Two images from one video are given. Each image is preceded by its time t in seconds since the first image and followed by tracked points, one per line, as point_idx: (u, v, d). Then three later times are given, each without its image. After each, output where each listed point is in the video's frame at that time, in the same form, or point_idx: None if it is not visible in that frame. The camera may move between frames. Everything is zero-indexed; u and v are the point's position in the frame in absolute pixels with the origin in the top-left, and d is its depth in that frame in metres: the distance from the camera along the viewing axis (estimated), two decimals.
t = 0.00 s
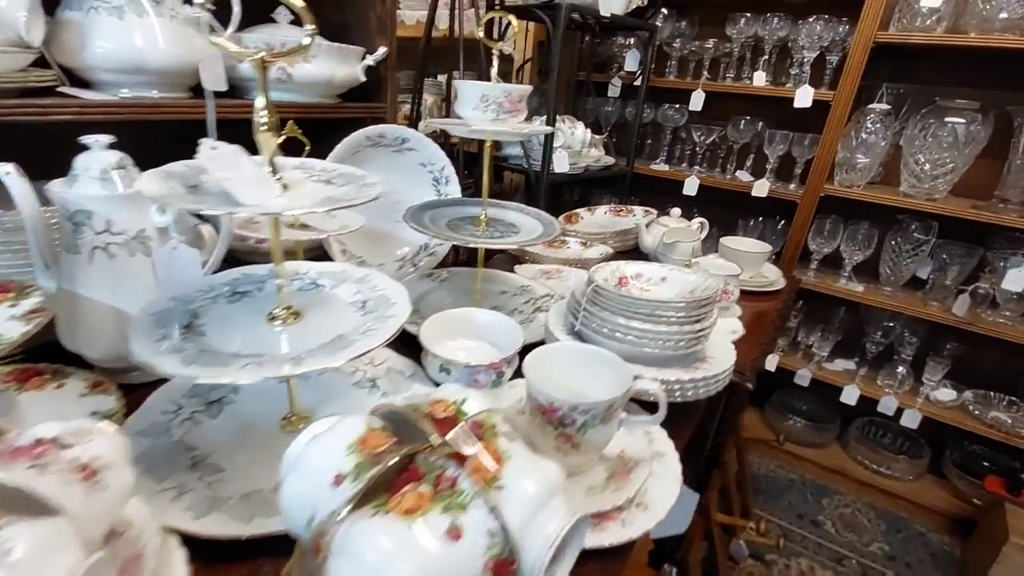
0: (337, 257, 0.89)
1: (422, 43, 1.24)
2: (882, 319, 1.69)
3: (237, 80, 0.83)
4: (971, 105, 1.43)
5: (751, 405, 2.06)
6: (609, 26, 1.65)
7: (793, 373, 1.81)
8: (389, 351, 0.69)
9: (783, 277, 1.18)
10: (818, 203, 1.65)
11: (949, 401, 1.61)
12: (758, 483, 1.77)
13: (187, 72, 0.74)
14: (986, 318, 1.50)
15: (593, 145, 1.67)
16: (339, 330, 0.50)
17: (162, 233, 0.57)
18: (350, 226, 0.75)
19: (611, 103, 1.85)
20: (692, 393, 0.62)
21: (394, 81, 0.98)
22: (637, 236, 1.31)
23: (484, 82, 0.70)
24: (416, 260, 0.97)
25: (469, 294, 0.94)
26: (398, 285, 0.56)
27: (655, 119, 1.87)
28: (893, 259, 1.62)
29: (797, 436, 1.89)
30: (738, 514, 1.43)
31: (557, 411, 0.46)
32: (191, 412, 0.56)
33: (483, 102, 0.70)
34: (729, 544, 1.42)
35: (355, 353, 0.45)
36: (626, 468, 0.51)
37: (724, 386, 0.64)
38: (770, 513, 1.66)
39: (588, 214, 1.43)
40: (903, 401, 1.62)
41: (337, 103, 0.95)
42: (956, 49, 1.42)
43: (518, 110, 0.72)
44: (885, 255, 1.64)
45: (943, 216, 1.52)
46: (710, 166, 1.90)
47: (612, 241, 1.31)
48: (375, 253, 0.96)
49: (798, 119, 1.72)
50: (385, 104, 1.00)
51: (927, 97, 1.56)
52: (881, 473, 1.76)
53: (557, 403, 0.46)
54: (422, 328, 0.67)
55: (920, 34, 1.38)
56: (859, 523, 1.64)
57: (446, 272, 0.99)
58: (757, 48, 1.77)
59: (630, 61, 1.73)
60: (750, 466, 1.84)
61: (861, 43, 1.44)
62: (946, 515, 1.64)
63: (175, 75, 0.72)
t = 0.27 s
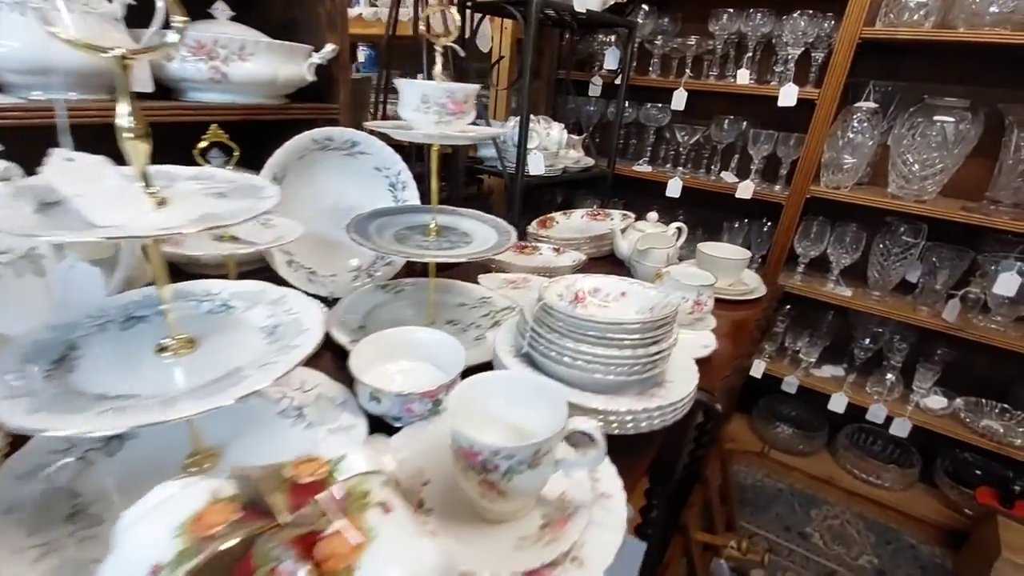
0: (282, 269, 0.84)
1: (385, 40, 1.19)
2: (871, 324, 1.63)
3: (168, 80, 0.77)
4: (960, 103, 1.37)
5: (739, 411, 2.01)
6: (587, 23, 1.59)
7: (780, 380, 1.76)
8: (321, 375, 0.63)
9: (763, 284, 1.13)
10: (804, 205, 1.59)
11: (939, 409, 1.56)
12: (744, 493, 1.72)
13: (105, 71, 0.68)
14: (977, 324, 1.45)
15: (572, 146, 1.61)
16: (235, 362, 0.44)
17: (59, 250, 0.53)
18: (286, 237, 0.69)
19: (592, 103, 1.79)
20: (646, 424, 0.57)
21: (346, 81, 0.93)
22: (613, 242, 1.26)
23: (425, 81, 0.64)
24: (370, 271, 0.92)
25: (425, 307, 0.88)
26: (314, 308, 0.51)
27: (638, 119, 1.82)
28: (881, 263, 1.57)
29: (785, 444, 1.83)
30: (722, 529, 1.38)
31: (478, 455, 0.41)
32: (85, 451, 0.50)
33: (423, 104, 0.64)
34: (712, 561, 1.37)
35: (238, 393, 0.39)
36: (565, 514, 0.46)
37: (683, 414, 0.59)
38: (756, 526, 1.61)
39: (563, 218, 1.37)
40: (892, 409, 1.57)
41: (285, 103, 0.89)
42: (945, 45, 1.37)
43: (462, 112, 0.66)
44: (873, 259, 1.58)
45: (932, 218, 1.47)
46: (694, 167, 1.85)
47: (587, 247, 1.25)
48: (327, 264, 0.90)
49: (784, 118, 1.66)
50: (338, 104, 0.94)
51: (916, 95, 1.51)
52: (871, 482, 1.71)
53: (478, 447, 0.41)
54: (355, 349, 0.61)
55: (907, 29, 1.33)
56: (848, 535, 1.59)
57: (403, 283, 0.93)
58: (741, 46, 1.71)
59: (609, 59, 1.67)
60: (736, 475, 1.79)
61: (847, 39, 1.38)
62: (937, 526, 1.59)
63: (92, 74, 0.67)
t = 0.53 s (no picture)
0: (232, 279, 0.79)
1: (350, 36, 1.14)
2: (862, 325, 1.59)
3: (102, 78, 0.72)
4: (951, 97, 1.33)
5: (730, 414, 1.96)
6: (568, 18, 1.55)
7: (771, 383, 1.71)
8: (257, 397, 0.58)
9: (746, 288, 1.08)
10: (792, 203, 1.55)
11: (934, 412, 1.51)
12: (735, 499, 1.68)
13: (23, 69, 0.64)
14: (971, 324, 1.40)
15: (553, 145, 1.57)
16: (127, 393, 0.40)
17: None
18: (225, 246, 0.65)
19: (575, 100, 1.75)
20: (604, 451, 0.50)
21: (301, 78, 0.88)
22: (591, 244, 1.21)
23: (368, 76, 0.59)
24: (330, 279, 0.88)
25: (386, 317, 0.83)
26: (231, 328, 0.46)
27: (623, 116, 1.77)
28: (872, 262, 1.52)
29: (776, 448, 1.79)
30: (710, 539, 1.33)
31: (396, 497, 0.36)
32: None
33: (364, 101, 0.59)
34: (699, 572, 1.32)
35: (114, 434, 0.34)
36: (504, 555, 0.41)
37: (646, 436, 0.54)
38: (747, 533, 1.56)
39: (541, 220, 1.33)
40: (885, 412, 1.52)
41: (235, 103, 0.85)
42: (936, 36, 1.32)
43: (409, 111, 0.61)
44: (864, 258, 1.54)
45: (924, 216, 1.43)
46: (681, 166, 1.80)
47: (564, 249, 1.21)
48: (283, 272, 0.86)
49: (771, 114, 1.62)
50: (293, 103, 0.90)
51: (906, 89, 1.46)
52: (864, 487, 1.67)
53: (396, 489, 0.36)
54: (294, 365, 0.56)
55: (896, 20, 1.28)
56: (841, 542, 1.54)
57: (364, 292, 0.89)
58: (728, 40, 1.67)
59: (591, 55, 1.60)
60: (727, 481, 1.74)
61: (834, 32, 1.33)
62: (932, 532, 1.54)
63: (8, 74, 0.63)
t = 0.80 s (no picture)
0: (183, 298, 0.76)
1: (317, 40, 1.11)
2: (852, 327, 1.55)
3: (38, 90, 0.69)
4: (938, 93, 1.29)
5: (722, 418, 1.93)
6: (546, 18, 1.51)
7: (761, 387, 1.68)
8: (193, 428, 0.55)
9: (728, 293, 1.05)
10: (779, 203, 1.51)
11: (927, 415, 1.48)
12: (726, 506, 1.64)
13: None
14: (963, 325, 1.37)
15: (534, 148, 1.53)
16: (13, 440, 0.36)
17: None
18: (165, 266, 0.61)
19: (557, 102, 1.72)
20: (557, 484, 0.47)
21: (256, 84, 0.85)
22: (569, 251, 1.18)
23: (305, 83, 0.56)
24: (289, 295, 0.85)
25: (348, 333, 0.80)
26: (144, 361, 0.42)
27: (606, 117, 1.74)
28: (861, 262, 1.49)
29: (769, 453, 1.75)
30: (698, 550, 1.30)
31: (304, 554, 0.33)
32: None
33: (302, 110, 0.56)
34: None
35: None
36: None
37: (603, 467, 0.50)
38: (738, 541, 1.53)
39: (519, 226, 1.29)
40: (877, 416, 1.49)
41: (187, 112, 0.82)
42: (921, 31, 1.29)
43: (353, 118, 0.58)
44: (853, 259, 1.50)
45: (912, 215, 1.39)
46: (666, 167, 1.77)
47: (542, 256, 1.17)
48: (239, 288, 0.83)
49: (756, 113, 1.58)
50: (249, 110, 0.87)
51: (893, 85, 1.43)
52: (858, 492, 1.63)
53: (303, 545, 0.33)
54: (236, 388, 0.53)
55: (879, 15, 1.25)
56: (835, 549, 1.51)
57: (325, 307, 0.85)
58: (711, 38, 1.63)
59: (570, 55, 1.58)
60: (718, 487, 1.71)
61: (816, 28, 1.30)
62: (927, 537, 1.51)
63: None
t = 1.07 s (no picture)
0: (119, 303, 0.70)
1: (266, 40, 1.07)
2: (839, 324, 1.52)
3: None
4: (922, 83, 1.26)
5: (709, 419, 1.89)
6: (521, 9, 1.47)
7: (748, 387, 1.64)
8: (107, 446, 0.50)
9: (707, 290, 1.00)
10: (762, 198, 1.48)
11: (915, 414, 1.45)
12: (713, 509, 1.60)
13: None
14: (950, 321, 1.34)
15: (511, 143, 1.49)
16: None
17: None
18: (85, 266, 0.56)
19: (536, 96, 1.67)
20: (501, 506, 0.42)
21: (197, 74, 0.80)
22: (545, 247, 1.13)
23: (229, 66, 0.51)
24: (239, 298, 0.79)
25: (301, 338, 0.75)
26: (25, 377, 0.39)
27: (586, 112, 1.70)
28: (847, 257, 1.45)
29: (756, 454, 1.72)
30: (682, 557, 1.25)
31: None
32: None
33: (225, 95, 0.51)
34: None
35: None
36: None
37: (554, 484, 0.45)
38: (725, 545, 1.48)
39: (494, 223, 1.24)
40: (865, 415, 1.45)
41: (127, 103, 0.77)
42: (904, 18, 1.25)
43: (283, 105, 0.53)
44: (838, 254, 1.46)
45: (898, 209, 1.36)
46: (648, 162, 1.73)
47: (515, 255, 1.13)
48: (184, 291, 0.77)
49: (739, 106, 1.55)
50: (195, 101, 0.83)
51: (876, 76, 1.39)
52: (847, 493, 1.60)
53: None
54: (165, 395, 0.51)
55: (861, 3, 1.21)
56: (824, 551, 1.47)
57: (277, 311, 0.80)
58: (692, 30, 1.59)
59: (546, 47, 1.54)
60: (705, 490, 1.67)
61: (797, 17, 1.26)
62: (917, 538, 1.47)
63: None
